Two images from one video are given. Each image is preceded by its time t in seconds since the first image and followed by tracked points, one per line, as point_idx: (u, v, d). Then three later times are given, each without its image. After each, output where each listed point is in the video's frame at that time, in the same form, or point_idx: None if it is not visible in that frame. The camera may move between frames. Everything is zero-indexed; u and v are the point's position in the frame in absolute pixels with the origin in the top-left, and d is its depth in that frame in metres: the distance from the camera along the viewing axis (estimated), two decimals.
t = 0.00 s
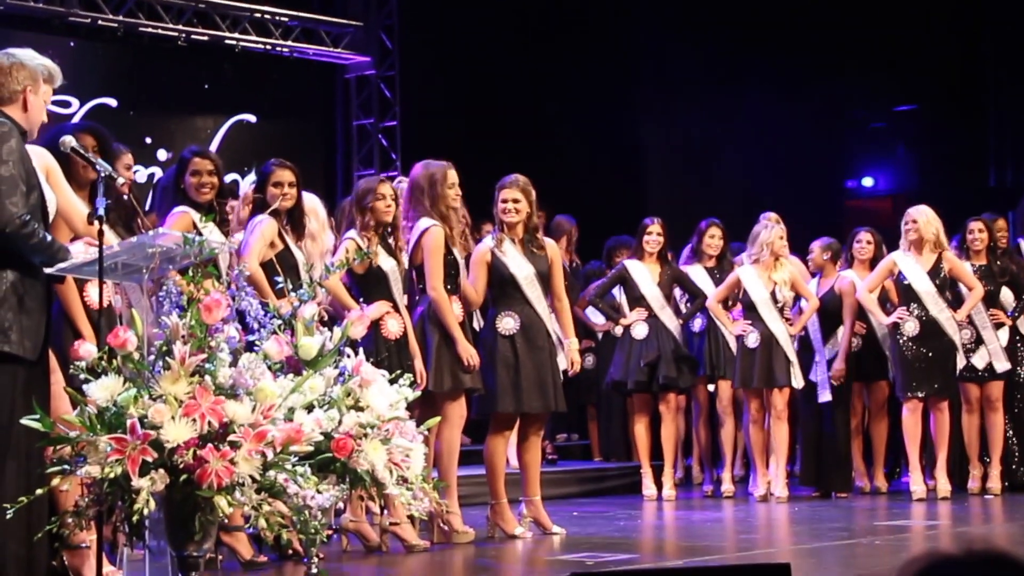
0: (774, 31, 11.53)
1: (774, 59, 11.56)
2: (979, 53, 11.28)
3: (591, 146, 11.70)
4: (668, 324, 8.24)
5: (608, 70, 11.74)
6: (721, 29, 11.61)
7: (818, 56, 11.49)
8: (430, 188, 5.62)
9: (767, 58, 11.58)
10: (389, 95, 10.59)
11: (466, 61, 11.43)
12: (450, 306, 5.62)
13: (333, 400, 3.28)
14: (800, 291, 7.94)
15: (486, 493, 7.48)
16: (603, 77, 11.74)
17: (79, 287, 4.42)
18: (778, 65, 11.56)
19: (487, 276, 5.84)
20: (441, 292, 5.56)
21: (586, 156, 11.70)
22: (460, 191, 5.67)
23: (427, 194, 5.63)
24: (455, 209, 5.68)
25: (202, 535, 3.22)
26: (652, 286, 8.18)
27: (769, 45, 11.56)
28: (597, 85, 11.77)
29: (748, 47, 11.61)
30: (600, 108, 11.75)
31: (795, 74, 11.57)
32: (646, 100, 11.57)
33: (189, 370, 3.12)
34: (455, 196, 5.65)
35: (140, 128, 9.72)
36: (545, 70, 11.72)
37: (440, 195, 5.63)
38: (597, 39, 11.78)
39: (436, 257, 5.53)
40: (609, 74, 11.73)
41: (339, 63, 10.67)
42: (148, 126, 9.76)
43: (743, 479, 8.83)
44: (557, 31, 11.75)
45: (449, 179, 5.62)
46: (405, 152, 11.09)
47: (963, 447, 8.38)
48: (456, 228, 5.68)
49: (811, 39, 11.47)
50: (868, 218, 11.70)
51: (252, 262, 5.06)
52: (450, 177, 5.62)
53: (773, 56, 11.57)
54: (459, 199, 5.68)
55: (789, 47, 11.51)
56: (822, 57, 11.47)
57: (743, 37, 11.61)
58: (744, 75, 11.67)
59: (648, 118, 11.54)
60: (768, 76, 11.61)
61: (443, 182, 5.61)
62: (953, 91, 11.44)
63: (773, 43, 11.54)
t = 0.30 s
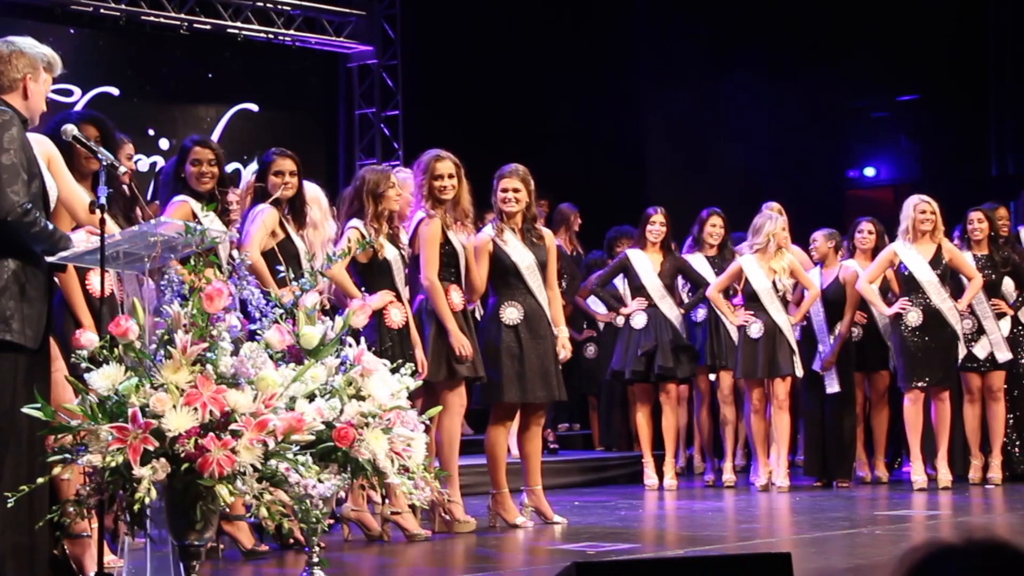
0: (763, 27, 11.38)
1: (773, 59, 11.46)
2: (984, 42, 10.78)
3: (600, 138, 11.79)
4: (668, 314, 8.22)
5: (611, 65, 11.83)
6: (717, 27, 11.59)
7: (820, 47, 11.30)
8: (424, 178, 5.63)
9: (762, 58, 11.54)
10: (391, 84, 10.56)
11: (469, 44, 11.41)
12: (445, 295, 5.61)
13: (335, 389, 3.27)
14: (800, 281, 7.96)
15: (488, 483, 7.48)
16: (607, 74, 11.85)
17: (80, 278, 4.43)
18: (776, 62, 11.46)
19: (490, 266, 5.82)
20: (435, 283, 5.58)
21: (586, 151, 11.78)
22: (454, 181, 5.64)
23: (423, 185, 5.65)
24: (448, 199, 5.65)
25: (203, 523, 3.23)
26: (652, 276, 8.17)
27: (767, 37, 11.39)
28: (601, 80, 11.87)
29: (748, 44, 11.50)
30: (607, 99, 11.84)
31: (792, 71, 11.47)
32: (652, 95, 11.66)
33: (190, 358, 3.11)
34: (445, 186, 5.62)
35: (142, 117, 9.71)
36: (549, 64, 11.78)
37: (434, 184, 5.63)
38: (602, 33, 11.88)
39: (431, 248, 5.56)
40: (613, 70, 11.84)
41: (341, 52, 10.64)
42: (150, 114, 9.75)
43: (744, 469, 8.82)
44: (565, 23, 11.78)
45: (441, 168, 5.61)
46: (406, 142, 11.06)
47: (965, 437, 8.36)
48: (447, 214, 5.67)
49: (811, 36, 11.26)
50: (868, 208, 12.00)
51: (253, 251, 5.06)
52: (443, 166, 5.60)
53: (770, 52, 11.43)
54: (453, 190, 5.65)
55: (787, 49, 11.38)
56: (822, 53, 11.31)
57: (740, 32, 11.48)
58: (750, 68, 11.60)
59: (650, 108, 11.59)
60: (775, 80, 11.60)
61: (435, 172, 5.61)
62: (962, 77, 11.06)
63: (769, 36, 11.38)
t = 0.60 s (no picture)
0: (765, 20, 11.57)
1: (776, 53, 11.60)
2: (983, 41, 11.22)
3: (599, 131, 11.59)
4: (668, 310, 8.21)
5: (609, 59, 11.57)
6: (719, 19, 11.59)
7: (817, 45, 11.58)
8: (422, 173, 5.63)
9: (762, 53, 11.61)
10: (392, 80, 10.55)
11: (474, 41, 11.51)
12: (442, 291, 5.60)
13: (335, 384, 3.27)
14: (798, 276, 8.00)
15: (487, 478, 7.48)
16: (606, 68, 11.58)
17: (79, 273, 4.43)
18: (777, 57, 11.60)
19: (489, 261, 5.78)
20: (432, 278, 5.56)
21: (587, 144, 11.67)
22: (453, 176, 5.65)
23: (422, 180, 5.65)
24: (447, 195, 5.66)
25: (203, 518, 3.22)
26: (652, 272, 8.15)
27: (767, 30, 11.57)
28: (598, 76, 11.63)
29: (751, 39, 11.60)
30: (605, 95, 11.58)
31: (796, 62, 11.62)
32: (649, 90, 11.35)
33: (191, 353, 3.11)
34: (444, 181, 5.63)
35: (142, 111, 9.71)
36: (551, 61, 11.71)
37: (432, 180, 5.64)
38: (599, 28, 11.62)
39: (429, 241, 5.55)
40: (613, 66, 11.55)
41: (342, 47, 10.63)
42: (150, 109, 9.75)
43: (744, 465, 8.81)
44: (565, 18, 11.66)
45: (440, 163, 5.62)
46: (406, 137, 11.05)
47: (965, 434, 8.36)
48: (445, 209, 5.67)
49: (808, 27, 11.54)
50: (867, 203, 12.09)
51: (253, 246, 5.06)
52: (443, 161, 5.61)
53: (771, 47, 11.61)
54: (452, 185, 5.66)
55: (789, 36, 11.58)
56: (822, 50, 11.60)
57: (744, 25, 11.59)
58: (754, 63, 11.61)
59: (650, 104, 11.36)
60: (778, 70, 11.62)
61: (434, 167, 5.61)
62: (962, 73, 11.42)
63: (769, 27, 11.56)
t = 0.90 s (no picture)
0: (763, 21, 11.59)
1: (776, 53, 11.67)
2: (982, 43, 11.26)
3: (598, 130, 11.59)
4: (668, 310, 8.22)
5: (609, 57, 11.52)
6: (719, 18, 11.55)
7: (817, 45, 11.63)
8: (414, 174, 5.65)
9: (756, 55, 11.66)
10: (391, 80, 10.55)
11: (477, 44, 11.70)
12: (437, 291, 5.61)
13: (334, 384, 3.27)
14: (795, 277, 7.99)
15: (486, 479, 7.48)
16: (604, 65, 11.55)
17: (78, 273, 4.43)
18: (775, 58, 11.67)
19: (488, 261, 5.78)
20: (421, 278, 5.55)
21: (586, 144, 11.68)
22: (444, 176, 5.65)
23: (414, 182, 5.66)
24: (439, 196, 5.66)
25: (202, 518, 3.22)
26: (652, 271, 8.17)
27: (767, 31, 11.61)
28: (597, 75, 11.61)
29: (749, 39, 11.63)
30: (603, 93, 11.58)
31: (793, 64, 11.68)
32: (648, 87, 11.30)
33: (190, 353, 3.11)
34: (434, 182, 5.63)
35: (141, 111, 9.71)
36: (551, 62, 11.78)
37: (424, 180, 5.65)
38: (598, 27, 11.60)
39: (418, 242, 5.54)
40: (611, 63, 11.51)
41: (341, 47, 10.63)
42: (149, 108, 9.74)
43: (743, 466, 8.82)
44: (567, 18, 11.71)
45: (430, 163, 5.63)
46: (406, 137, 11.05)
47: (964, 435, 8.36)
48: (439, 208, 5.68)
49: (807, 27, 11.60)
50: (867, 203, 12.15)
51: (253, 246, 5.06)
52: (433, 161, 5.63)
53: (770, 48, 11.66)
54: (443, 185, 5.65)
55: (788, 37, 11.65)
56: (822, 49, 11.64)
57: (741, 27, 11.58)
58: (755, 66, 11.66)
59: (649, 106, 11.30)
60: (768, 75, 11.69)
61: (424, 167, 5.63)
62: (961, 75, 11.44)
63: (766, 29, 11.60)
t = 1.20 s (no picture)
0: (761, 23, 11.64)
1: (774, 55, 11.70)
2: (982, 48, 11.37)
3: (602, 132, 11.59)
4: (669, 314, 8.22)
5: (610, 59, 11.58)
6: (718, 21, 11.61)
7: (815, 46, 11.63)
8: (409, 179, 5.69)
9: (755, 58, 11.70)
10: (391, 83, 10.57)
11: (474, 47, 11.51)
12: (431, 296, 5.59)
13: (333, 388, 3.26)
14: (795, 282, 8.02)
15: (486, 482, 7.48)
16: (603, 68, 11.61)
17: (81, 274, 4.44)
18: (778, 62, 11.70)
19: (489, 265, 5.77)
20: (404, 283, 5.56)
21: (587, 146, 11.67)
22: (440, 178, 5.69)
23: (411, 186, 5.71)
24: (437, 198, 5.69)
25: (201, 521, 3.22)
26: (652, 274, 8.18)
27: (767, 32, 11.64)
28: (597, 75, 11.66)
29: (749, 42, 11.68)
30: (605, 96, 11.60)
31: (788, 68, 11.70)
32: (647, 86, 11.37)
33: (189, 357, 3.10)
34: (432, 185, 5.67)
35: (142, 113, 9.71)
36: (552, 65, 11.71)
37: (420, 184, 5.68)
38: (600, 28, 11.65)
39: (412, 242, 5.61)
40: (610, 65, 11.59)
41: (341, 50, 10.65)
42: (150, 111, 9.74)
43: (741, 470, 8.82)
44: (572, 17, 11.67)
45: (425, 167, 5.67)
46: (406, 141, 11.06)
47: (963, 440, 8.36)
48: (437, 212, 5.71)
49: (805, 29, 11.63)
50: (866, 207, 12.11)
51: (253, 250, 5.06)
52: (427, 164, 5.66)
53: (768, 49, 11.69)
54: (440, 188, 5.69)
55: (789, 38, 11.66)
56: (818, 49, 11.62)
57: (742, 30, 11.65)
58: (761, 69, 11.71)
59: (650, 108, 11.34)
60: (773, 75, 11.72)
61: (420, 171, 5.67)
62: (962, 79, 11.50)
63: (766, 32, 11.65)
